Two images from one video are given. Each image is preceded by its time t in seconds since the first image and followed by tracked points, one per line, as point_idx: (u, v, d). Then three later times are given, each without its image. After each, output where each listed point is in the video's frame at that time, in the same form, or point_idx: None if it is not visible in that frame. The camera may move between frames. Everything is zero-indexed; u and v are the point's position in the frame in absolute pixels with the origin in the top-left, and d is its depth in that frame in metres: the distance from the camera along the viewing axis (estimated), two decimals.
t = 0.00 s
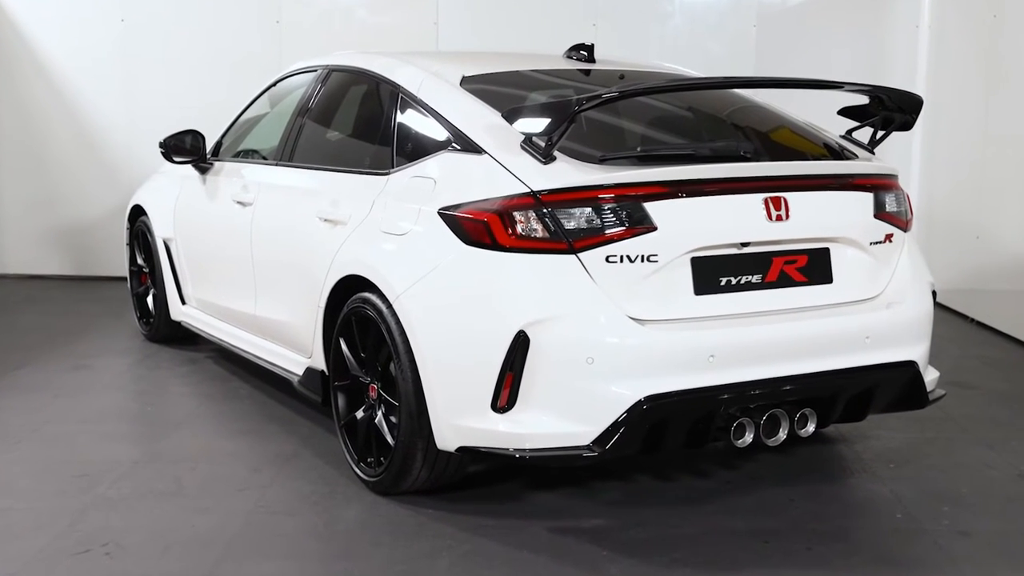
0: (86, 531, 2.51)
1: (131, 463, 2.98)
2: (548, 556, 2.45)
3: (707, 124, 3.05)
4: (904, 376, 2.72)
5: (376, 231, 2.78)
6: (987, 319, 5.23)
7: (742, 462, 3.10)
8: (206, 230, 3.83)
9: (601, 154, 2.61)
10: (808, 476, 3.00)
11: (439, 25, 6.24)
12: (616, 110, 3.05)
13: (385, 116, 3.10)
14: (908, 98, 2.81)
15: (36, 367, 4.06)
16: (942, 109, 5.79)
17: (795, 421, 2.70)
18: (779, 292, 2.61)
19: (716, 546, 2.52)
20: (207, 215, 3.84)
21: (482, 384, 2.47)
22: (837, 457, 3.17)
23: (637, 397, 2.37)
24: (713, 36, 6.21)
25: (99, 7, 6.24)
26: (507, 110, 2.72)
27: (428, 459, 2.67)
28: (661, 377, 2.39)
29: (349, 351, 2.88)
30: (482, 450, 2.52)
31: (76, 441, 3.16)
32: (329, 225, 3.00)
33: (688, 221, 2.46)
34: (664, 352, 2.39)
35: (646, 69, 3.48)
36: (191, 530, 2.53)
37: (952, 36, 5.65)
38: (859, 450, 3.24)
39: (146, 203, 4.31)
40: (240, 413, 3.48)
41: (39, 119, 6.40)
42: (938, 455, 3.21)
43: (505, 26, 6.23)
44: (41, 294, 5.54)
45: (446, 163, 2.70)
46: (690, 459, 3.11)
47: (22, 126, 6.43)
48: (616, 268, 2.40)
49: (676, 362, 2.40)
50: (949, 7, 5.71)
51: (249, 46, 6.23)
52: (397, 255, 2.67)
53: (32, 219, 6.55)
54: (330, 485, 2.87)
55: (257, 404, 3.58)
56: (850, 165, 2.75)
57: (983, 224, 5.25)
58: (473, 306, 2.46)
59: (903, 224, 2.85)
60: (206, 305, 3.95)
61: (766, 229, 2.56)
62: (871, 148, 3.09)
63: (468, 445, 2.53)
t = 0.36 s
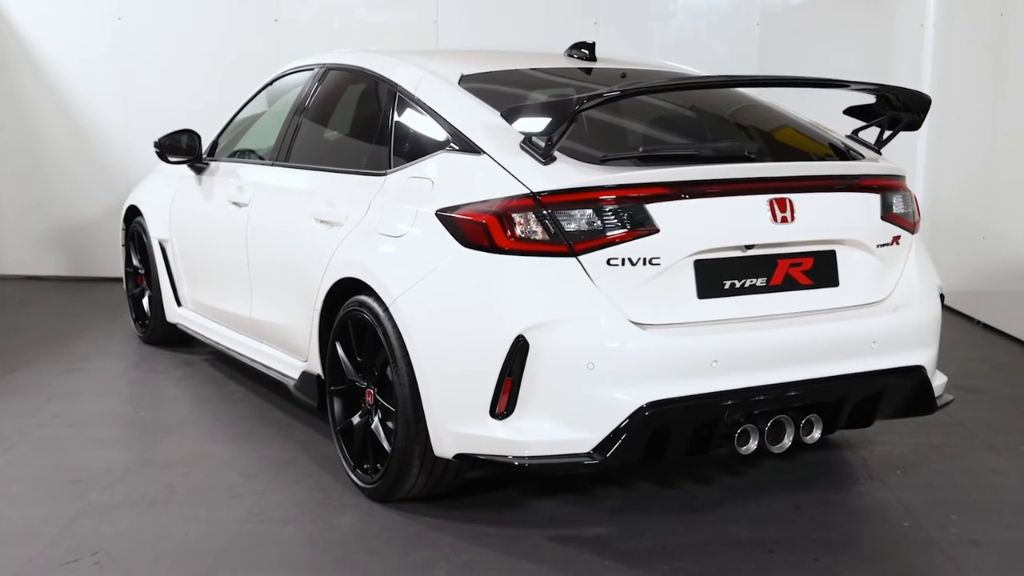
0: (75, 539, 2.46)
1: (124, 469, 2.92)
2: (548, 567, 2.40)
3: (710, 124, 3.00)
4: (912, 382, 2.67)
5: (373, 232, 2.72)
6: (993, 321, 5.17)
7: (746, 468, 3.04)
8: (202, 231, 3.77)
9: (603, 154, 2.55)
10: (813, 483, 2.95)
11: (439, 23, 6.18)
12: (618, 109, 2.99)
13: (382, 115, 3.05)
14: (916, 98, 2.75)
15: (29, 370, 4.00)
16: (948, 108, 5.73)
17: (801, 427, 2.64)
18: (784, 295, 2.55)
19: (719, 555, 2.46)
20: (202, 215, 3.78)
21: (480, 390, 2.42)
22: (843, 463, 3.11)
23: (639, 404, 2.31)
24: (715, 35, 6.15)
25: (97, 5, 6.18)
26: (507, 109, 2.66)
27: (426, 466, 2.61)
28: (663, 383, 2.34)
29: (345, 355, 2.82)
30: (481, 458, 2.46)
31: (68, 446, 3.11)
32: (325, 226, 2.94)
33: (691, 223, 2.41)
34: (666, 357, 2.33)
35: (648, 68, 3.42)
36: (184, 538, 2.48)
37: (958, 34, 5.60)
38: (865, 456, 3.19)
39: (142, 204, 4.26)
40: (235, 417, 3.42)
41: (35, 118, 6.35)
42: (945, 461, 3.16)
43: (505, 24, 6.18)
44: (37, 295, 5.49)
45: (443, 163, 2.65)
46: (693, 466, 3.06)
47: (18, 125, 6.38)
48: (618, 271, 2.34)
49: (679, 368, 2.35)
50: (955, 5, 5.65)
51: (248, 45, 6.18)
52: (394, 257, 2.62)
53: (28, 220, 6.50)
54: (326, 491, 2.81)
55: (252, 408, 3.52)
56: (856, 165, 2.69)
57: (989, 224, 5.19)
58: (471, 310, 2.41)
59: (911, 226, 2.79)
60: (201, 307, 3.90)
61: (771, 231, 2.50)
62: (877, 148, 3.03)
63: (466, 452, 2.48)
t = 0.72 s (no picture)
0: (62, 549, 2.40)
1: (114, 475, 2.87)
2: None
3: (713, 124, 2.94)
4: (918, 387, 2.61)
5: (368, 234, 2.66)
6: (998, 323, 5.11)
7: (748, 475, 2.99)
8: (196, 232, 3.72)
9: (602, 155, 2.50)
10: (817, 490, 2.89)
11: (438, 22, 6.13)
12: (619, 109, 2.94)
13: (378, 114, 2.99)
14: (923, 97, 2.69)
15: (22, 373, 3.95)
16: (953, 108, 5.66)
17: (805, 434, 2.58)
18: (788, 299, 2.49)
19: (721, 565, 2.40)
20: (197, 216, 3.73)
21: (476, 396, 2.36)
22: (847, 470, 3.05)
23: (639, 411, 2.26)
24: (717, 34, 6.09)
25: (92, 3, 6.13)
26: (505, 108, 2.60)
27: (421, 474, 2.56)
28: (664, 389, 2.28)
29: (339, 360, 2.76)
30: (477, 466, 2.40)
31: (58, 452, 3.05)
32: (320, 228, 2.89)
33: (693, 225, 2.35)
34: (667, 363, 2.28)
35: (649, 67, 3.36)
36: (173, 547, 2.42)
37: (963, 33, 5.54)
38: (869, 462, 3.13)
39: (136, 204, 4.20)
40: (229, 422, 3.37)
41: (30, 118, 6.30)
42: (951, 467, 3.10)
43: (504, 22, 6.12)
44: (32, 296, 5.44)
45: (440, 164, 2.59)
46: (694, 472, 3.00)
47: (13, 124, 6.33)
48: (618, 275, 2.28)
49: (679, 374, 2.29)
50: (960, 3, 5.59)
51: (245, 43, 6.13)
52: (389, 260, 2.56)
53: (24, 221, 6.45)
54: (320, 499, 2.76)
55: (247, 412, 3.47)
56: (862, 166, 2.63)
57: (994, 225, 5.13)
58: (467, 314, 2.35)
59: (917, 228, 2.74)
60: (196, 310, 3.84)
61: (775, 233, 2.45)
62: (884, 149, 2.97)
63: (463, 460, 2.42)
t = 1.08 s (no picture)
0: (47, 558, 2.35)
1: (103, 482, 2.81)
2: None
3: (714, 123, 2.88)
4: (924, 393, 2.55)
5: (361, 237, 2.61)
6: (1002, 325, 5.05)
7: (750, 482, 2.93)
8: (190, 234, 3.66)
9: (601, 155, 2.44)
10: (820, 497, 2.83)
11: (437, 21, 6.07)
12: (618, 109, 2.88)
13: (373, 114, 2.94)
14: (928, 97, 2.64)
15: (12, 377, 3.90)
16: (957, 107, 5.60)
17: (808, 441, 2.53)
18: (791, 303, 2.44)
19: None
20: (190, 217, 3.68)
21: (471, 403, 2.31)
22: (851, 476, 3.00)
23: (638, 417, 2.20)
24: (718, 32, 6.03)
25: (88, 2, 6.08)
26: (501, 108, 2.55)
27: (416, 481, 2.50)
28: (664, 396, 2.22)
29: (332, 365, 2.71)
30: (472, 474, 2.35)
31: (47, 457, 3.00)
32: (313, 229, 2.83)
33: (693, 228, 2.29)
34: (667, 369, 2.22)
35: (649, 65, 3.30)
36: (161, 557, 2.37)
37: (967, 32, 5.48)
38: (873, 468, 3.07)
39: (130, 205, 4.15)
40: (222, 426, 3.32)
41: (25, 118, 6.25)
42: (956, 474, 3.04)
43: (503, 19, 6.06)
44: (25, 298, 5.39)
45: (435, 164, 2.54)
46: (694, 478, 2.95)
47: (8, 124, 6.28)
48: (616, 278, 2.23)
49: (679, 380, 2.23)
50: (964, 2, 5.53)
51: (241, 42, 6.07)
52: (382, 263, 2.50)
53: (18, 221, 6.40)
54: (312, 506, 2.70)
55: (241, 416, 3.42)
56: (866, 167, 2.57)
57: (998, 226, 5.07)
58: (461, 319, 2.29)
59: (922, 230, 2.68)
60: (189, 312, 3.79)
61: (778, 235, 2.39)
62: (888, 149, 2.91)
63: (457, 467, 2.36)
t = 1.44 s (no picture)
0: (31, 568, 2.30)
1: (91, 489, 2.76)
2: None
3: (714, 123, 2.83)
4: (929, 398, 2.49)
5: (354, 238, 2.55)
6: (1008, 327, 4.99)
7: (751, 488, 2.87)
8: (182, 235, 3.61)
9: (598, 155, 2.38)
10: (822, 504, 2.78)
11: (435, 19, 6.02)
12: (616, 108, 2.83)
13: (366, 113, 2.88)
14: (933, 95, 2.58)
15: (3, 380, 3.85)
16: (961, 106, 5.54)
17: (811, 447, 2.47)
18: (793, 307, 2.38)
19: None
20: (182, 218, 3.62)
21: (465, 409, 2.25)
22: (854, 482, 2.94)
23: (636, 424, 2.15)
24: (718, 31, 5.98)
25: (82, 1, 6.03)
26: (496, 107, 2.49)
27: (409, 489, 2.44)
28: (662, 402, 2.17)
29: (325, 369, 2.66)
30: (466, 482, 2.29)
31: (35, 464, 2.95)
32: (306, 231, 2.78)
33: (693, 230, 2.24)
34: (666, 374, 2.16)
35: (648, 64, 3.25)
36: (148, 567, 2.31)
37: (971, 30, 5.42)
38: (876, 473, 3.02)
39: (123, 206, 4.09)
40: (215, 431, 3.26)
41: (20, 117, 6.20)
42: (961, 480, 2.98)
43: (502, 18, 6.01)
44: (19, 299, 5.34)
45: (429, 165, 2.48)
46: (694, 485, 2.89)
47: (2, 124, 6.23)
48: (614, 282, 2.17)
49: (679, 386, 2.18)
50: None
51: (238, 41, 6.02)
52: (375, 265, 2.45)
53: (13, 222, 6.36)
54: (304, 514, 2.65)
55: (233, 421, 3.36)
56: (870, 167, 2.51)
57: (1003, 227, 5.01)
58: (455, 323, 2.24)
59: (927, 231, 2.62)
60: (182, 314, 3.74)
61: (780, 238, 2.33)
62: (892, 149, 2.85)
63: (451, 475, 2.31)
